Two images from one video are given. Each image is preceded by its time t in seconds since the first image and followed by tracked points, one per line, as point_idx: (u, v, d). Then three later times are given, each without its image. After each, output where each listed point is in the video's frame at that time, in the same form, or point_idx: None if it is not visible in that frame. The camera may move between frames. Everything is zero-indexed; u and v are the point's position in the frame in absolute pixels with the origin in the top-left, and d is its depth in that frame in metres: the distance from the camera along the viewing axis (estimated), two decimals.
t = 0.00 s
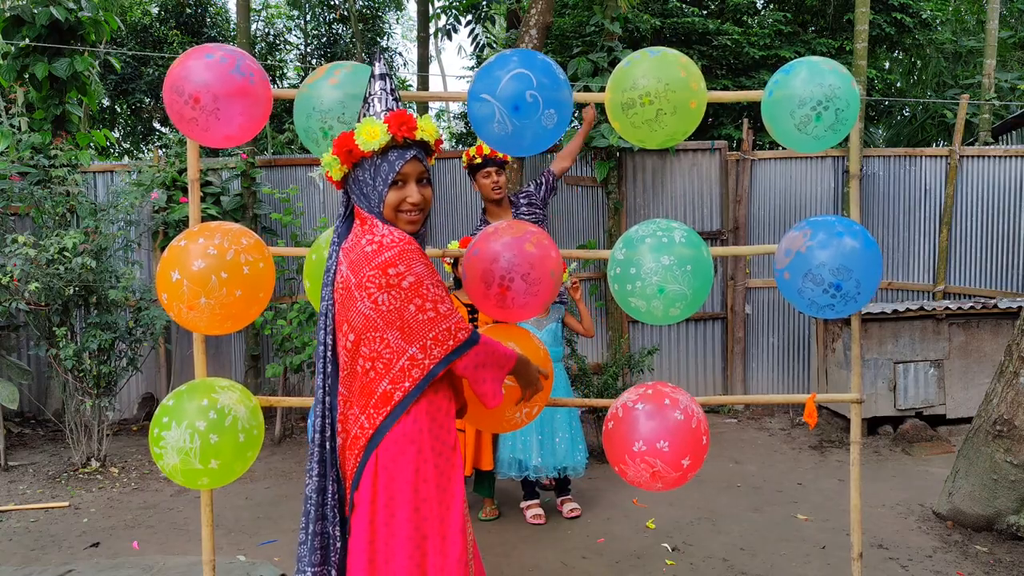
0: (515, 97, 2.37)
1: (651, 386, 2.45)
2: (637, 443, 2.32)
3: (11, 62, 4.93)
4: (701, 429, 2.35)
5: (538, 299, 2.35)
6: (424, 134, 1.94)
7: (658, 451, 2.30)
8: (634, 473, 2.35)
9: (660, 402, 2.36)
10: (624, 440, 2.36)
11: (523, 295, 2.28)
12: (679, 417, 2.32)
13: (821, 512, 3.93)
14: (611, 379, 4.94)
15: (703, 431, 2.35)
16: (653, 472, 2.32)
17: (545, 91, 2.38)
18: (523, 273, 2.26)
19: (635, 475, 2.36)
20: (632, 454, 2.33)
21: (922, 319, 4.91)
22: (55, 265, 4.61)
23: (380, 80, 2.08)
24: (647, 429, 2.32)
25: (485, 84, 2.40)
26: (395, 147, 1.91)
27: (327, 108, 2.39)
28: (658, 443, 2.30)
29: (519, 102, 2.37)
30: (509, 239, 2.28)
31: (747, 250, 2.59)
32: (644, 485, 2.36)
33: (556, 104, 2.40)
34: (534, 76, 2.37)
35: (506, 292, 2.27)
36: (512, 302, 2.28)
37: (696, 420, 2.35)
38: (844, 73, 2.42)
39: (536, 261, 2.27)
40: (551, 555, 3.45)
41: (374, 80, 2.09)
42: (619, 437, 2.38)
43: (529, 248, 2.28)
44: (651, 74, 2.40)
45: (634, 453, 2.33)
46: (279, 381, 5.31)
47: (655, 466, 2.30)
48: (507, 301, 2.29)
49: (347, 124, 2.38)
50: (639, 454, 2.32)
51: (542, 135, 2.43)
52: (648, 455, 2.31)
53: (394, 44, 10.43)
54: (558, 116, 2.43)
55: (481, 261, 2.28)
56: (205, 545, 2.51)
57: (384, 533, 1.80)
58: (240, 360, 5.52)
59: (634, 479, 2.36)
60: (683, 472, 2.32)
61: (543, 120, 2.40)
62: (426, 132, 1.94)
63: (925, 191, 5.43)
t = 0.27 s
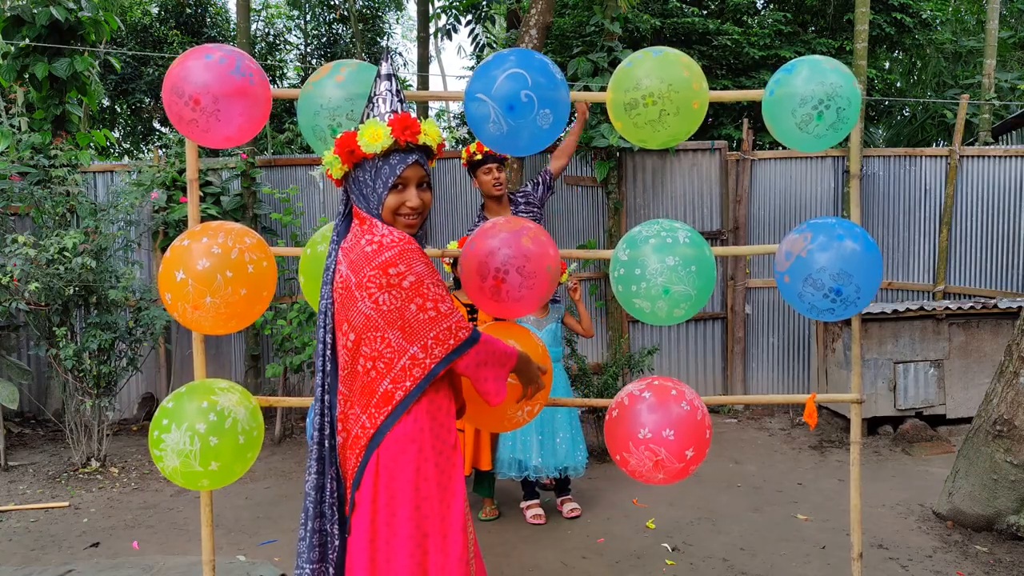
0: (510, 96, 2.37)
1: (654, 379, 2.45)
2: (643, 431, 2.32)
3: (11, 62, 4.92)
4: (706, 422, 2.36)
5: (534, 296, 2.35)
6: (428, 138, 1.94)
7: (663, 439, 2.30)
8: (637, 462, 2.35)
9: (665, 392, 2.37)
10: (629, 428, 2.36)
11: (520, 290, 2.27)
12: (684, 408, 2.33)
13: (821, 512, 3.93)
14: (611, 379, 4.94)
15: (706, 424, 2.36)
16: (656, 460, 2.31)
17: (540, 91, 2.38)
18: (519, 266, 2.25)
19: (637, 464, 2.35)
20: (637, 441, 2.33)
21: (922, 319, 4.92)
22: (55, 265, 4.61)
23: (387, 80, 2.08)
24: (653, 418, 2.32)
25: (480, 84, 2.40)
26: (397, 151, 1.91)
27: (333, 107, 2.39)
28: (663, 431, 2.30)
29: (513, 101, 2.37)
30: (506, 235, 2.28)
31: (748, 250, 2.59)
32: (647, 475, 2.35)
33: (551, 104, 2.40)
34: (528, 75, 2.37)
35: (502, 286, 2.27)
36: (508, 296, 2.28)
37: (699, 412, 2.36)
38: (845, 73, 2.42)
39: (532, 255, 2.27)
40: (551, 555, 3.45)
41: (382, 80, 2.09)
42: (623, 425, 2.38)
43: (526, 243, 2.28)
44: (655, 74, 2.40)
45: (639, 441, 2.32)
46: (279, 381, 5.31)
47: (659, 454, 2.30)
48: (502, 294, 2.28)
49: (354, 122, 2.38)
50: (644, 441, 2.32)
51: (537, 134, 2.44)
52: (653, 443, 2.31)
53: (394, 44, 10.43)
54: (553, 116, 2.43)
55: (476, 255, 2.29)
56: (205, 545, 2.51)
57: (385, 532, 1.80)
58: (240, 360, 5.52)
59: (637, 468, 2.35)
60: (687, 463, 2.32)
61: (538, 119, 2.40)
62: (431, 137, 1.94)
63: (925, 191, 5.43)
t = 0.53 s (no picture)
0: (514, 98, 2.37)
1: (650, 379, 2.45)
2: (629, 434, 2.33)
3: (11, 62, 4.92)
4: (695, 428, 2.35)
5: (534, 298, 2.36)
6: (429, 142, 1.94)
7: (648, 444, 2.30)
8: (623, 464, 2.36)
9: (656, 396, 2.36)
10: (616, 429, 2.37)
11: (521, 293, 2.28)
12: (673, 413, 2.32)
13: (821, 511, 3.93)
14: (611, 379, 4.94)
15: (696, 430, 2.34)
16: (641, 463, 2.32)
17: (543, 93, 2.38)
18: (521, 270, 2.26)
19: (624, 466, 2.37)
20: (623, 444, 2.34)
21: (922, 319, 4.92)
22: (55, 265, 4.61)
23: (392, 81, 2.08)
24: (641, 421, 2.32)
25: (485, 86, 2.39)
26: (398, 153, 1.91)
27: (327, 108, 2.39)
28: (649, 436, 2.30)
29: (517, 105, 2.37)
30: (507, 238, 2.28)
31: (747, 250, 2.59)
32: (631, 477, 2.36)
33: (555, 106, 2.40)
34: (532, 77, 2.37)
35: (504, 289, 2.27)
36: (510, 299, 2.28)
37: (690, 418, 2.34)
38: (844, 68, 2.42)
39: (534, 258, 2.28)
40: (551, 555, 3.45)
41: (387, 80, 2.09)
42: (612, 426, 2.39)
43: (528, 246, 2.28)
44: (655, 73, 2.40)
45: (624, 444, 2.34)
46: (279, 381, 5.32)
47: (643, 458, 2.31)
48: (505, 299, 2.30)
49: (344, 124, 2.39)
50: (630, 444, 2.33)
51: (540, 137, 2.44)
52: (638, 447, 2.32)
53: (394, 44, 10.43)
54: (557, 118, 2.44)
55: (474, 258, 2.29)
56: (205, 545, 2.51)
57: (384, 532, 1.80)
58: (240, 360, 5.52)
59: (623, 470, 2.37)
60: (672, 468, 2.32)
61: (542, 122, 2.41)
62: (432, 140, 1.94)
63: (925, 191, 5.43)
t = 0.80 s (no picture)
0: (516, 107, 2.37)
1: (655, 382, 2.45)
2: (645, 435, 2.32)
3: (11, 62, 4.92)
4: (706, 423, 2.36)
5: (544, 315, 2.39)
6: (428, 143, 1.94)
7: (665, 443, 2.30)
8: (639, 467, 2.35)
9: (664, 395, 2.36)
10: (629, 433, 2.36)
11: (525, 322, 2.29)
12: (684, 411, 2.33)
13: (821, 512, 3.93)
14: (611, 379, 4.94)
15: (707, 425, 2.36)
16: (659, 464, 2.32)
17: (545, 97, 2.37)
18: (524, 301, 2.26)
19: (640, 468, 2.35)
20: (639, 446, 2.33)
21: (922, 319, 4.92)
22: (55, 265, 4.61)
23: (391, 81, 2.07)
24: (653, 421, 2.32)
25: (488, 90, 2.39)
26: (397, 154, 1.90)
27: (333, 110, 2.39)
28: (665, 435, 2.30)
29: (520, 114, 2.37)
30: (509, 267, 2.28)
31: (746, 250, 2.59)
32: (650, 479, 2.35)
33: (556, 111, 2.40)
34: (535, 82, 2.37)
35: (507, 320, 2.28)
36: (513, 329, 2.29)
37: (700, 413, 2.36)
38: (842, 72, 2.42)
39: (536, 288, 2.28)
40: (550, 555, 3.45)
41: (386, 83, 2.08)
42: (623, 431, 2.38)
43: (530, 276, 2.28)
44: (650, 74, 2.40)
45: (641, 445, 2.32)
46: (279, 381, 5.32)
47: (661, 458, 2.30)
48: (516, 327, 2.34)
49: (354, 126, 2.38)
50: (646, 445, 2.32)
51: (541, 143, 2.44)
52: (654, 447, 2.31)
53: (394, 44, 10.43)
54: (559, 126, 2.44)
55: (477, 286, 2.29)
56: (205, 545, 2.51)
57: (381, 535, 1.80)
58: (240, 360, 5.52)
59: (639, 472, 2.35)
60: (689, 465, 2.32)
61: (544, 130, 2.41)
62: (431, 141, 1.94)
63: (925, 191, 5.43)
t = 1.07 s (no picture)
0: (519, 106, 2.36)
1: (642, 371, 2.46)
2: (624, 418, 2.33)
3: (11, 62, 4.92)
4: (690, 415, 2.35)
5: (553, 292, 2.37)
6: (411, 140, 1.88)
7: (643, 428, 2.30)
8: (617, 450, 2.35)
9: (652, 384, 2.37)
10: (611, 417, 2.36)
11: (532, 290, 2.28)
12: (667, 398, 2.33)
13: (821, 511, 3.93)
14: (611, 378, 4.94)
15: (691, 418, 2.34)
16: (634, 449, 2.31)
17: (547, 96, 2.37)
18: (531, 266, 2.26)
19: (617, 453, 2.35)
20: (617, 429, 2.33)
21: (922, 319, 4.92)
22: (55, 265, 4.61)
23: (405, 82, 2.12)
24: (634, 405, 2.33)
25: (489, 89, 2.39)
26: (426, 156, 1.94)
27: (332, 111, 2.38)
28: (643, 420, 2.31)
29: (522, 112, 2.37)
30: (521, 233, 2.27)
31: (748, 250, 2.59)
32: (626, 464, 2.34)
33: (558, 110, 2.40)
34: (536, 82, 2.37)
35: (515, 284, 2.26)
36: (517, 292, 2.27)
37: (686, 408, 2.34)
38: (847, 74, 2.42)
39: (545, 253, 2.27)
40: (550, 555, 3.45)
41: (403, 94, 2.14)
42: (606, 415, 2.39)
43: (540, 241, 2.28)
44: (657, 75, 2.40)
45: (618, 429, 2.33)
46: (279, 381, 5.32)
47: (637, 442, 2.30)
48: (525, 291, 2.28)
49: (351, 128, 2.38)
50: (624, 428, 2.32)
51: (544, 141, 2.43)
52: (632, 431, 2.31)
53: (394, 44, 10.43)
54: (562, 124, 2.44)
55: (482, 248, 2.31)
56: (205, 544, 2.51)
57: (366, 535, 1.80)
58: (240, 360, 5.52)
59: (616, 457, 2.35)
60: (666, 455, 2.30)
61: (546, 128, 2.41)
62: (412, 138, 1.88)
63: (925, 191, 5.43)
